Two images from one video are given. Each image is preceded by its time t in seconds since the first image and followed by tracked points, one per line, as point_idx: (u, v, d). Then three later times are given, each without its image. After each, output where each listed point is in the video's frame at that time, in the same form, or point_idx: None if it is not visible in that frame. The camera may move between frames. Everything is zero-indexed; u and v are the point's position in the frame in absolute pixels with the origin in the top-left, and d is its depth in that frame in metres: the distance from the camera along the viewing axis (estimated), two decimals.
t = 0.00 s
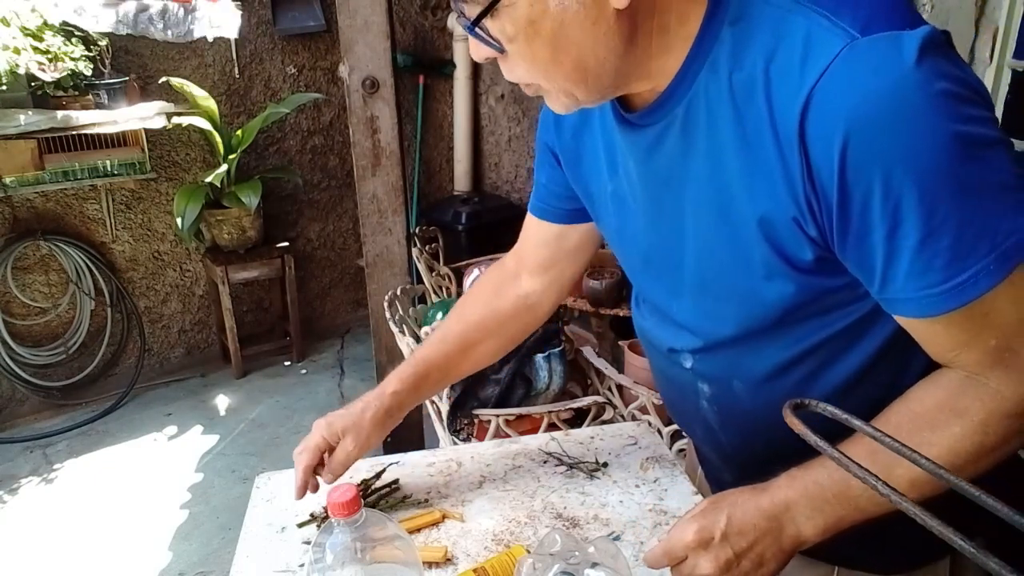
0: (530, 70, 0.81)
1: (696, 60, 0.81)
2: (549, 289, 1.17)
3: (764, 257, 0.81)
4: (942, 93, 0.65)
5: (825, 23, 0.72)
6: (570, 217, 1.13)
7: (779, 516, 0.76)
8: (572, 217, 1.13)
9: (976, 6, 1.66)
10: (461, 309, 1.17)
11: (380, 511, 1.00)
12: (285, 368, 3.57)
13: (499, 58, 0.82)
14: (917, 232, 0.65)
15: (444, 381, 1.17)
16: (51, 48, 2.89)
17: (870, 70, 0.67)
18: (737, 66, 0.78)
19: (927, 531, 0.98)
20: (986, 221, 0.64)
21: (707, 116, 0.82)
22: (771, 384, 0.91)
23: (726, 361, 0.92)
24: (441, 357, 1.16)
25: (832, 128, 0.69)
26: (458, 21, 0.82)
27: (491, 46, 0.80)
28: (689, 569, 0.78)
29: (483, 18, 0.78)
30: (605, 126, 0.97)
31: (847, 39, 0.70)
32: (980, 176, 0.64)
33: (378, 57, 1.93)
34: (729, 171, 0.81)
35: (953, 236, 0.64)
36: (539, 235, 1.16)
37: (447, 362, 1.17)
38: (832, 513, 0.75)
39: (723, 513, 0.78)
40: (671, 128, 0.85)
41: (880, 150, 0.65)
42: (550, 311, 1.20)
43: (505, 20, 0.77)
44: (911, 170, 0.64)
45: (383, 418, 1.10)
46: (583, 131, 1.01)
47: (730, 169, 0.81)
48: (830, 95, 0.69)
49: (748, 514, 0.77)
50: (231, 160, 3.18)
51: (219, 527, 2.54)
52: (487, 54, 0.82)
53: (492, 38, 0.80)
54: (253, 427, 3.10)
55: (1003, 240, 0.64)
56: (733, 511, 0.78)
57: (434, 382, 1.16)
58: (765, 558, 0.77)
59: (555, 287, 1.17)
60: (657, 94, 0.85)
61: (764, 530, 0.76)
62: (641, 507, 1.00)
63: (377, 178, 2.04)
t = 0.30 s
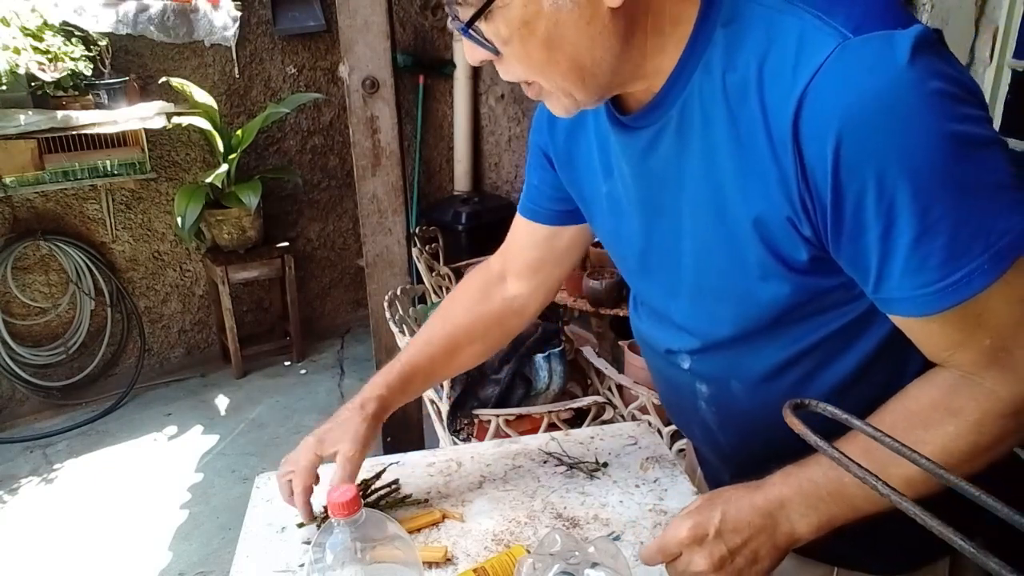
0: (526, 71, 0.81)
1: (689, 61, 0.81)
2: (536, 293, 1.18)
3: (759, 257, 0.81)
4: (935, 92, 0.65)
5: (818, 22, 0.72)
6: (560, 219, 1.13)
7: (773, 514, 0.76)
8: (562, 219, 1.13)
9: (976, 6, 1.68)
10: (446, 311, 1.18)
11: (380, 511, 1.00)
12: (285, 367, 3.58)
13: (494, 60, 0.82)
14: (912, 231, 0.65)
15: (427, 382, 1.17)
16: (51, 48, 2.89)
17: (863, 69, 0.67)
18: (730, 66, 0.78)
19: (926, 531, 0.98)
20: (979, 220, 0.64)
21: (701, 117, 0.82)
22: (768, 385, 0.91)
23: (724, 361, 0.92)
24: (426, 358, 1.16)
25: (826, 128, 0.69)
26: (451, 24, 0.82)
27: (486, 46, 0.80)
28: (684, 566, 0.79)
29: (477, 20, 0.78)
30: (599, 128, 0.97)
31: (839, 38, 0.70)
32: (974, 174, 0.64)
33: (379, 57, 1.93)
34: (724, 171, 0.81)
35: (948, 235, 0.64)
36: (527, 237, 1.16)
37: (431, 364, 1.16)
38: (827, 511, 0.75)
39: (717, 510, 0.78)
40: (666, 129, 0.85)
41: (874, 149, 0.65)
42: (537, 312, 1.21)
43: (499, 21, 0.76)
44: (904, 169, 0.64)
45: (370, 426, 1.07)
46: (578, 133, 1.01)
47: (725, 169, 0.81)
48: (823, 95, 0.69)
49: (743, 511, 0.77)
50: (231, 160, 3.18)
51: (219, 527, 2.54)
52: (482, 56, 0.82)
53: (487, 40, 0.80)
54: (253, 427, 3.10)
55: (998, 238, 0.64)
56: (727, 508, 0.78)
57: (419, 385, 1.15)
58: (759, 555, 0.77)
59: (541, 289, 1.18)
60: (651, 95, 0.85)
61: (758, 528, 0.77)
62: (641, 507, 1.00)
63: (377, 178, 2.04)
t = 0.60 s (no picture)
0: (524, 76, 0.81)
1: (686, 64, 0.81)
2: (530, 295, 1.18)
3: (754, 260, 0.82)
4: (930, 97, 0.65)
5: (814, 27, 0.72)
6: (554, 221, 1.13)
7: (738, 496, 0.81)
8: (555, 222, 1.13)
9: (976, 7, 1.71)
10: (442, 313, 1.18)
11: (380, 510, 1.00)
12: (284, 367, 3.57)
13: (491, 64, 0.82)
14: (897, 237, 0.66)
15: (424, 386, 1.17)
16: (51, 48, 2.88)
17: (858, 74, 0.67)
18: (728, 70, 0.78)
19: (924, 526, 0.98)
20: (966, 228, 0.64)
21: (699, 119, 0.81)
22: (768, 386, 0.91)
23: (724, 364, 0.92)
24: (421, 360, 1.16)
25: (818, 131, 0.69)
26: (449, 29, 0.82)
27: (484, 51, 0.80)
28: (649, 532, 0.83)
29: (475, 25, 0.78)
30: (597, 131, 0.97)
31: (835, 41, 0.70)
32: (963, 181, 0.65)
33: (379, 57, 1.93)
34: (721, 176, 0.81)
35: (933, 242, 0.65)
36: (522, 239, 1.16)
37: (428, 365, 1.17)
38: (788, 500, 0.79)
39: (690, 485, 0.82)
40: (664, 132, 0.85)
41: (865, 154, 0.66)
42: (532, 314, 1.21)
43: (497, 26, 0.77)
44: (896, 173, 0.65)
45: (371, 427, 1.08)
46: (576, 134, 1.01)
47: (722, 172, 0.81)
48: (818, 99, 0.69)
49: (710, 490, 0.82)
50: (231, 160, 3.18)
51: (219, 527, 2.54)
52: (480, 60, 0.83)
53: (485, 44, 0.80)
54: (253, 427, 3.10)
55: (981, 246, 0.64)
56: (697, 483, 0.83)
57: (416, 387, 1.16)
58: (719, 532, 0.81)
59: (536, 291, 1.18)
60: (649, 98, 0.85)
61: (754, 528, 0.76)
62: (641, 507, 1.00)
63: (377, 178, 2.04)
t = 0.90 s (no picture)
0: (524, 85, 0.84)
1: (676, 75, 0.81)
2: (542, 293, 1.18)
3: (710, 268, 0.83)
4: (884, 125, 0.66)
5: (794, 42, 0.73)
6: (565, 219, 1.13)
7: (568, 462, 0.88)
8: (568, 219, 1.13)
9: (976, 7, 1.76)
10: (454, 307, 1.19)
11: (379, 511, 1.00)
12: (285, 367, 3.57)
13: (493, 73, 0.86)
14: (802, 257, 0.70)
15: (433, 380, 1.18)
16: (51, 48, 2.88)
17: (817, 95, 0.68)
18: (709, 82, 0.79)
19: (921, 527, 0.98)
20: (870, 258, 0.68)
21: (680, 128, 0.82)
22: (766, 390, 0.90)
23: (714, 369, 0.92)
24: (429, 354, 1.18)
25: (770, 145, 0.71)
26: (452, 41, 0.86)
27: (483, 60, 0.84)
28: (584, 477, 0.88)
29: (475, 36, 0.81)
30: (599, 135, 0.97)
31: (806, 60, 0.71)
32: (887, 215, 0.67)
33: (379, 57, 1.93)
34: (691, 185, 0.82)
35: (832, 266, 0.69)
36: (535, 238, 1.16)
37: (436, 358, 1.18)
38: (611, 475, 0.86)
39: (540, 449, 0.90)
40: (654, 140, 0.85)
41: (803, 173, 0.68)
42: (545, 312, 1.22)
43: (497, 36, 0.80)
44: (827, 197, 0.67)
45: (375, 410, 1.12)
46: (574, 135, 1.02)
47: (693, 182, 0.82)
48: (783, 115, 0.70)
49: (548, 450, 0.89)
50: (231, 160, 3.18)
51: (219, 527, 2.54)
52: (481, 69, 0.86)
53: (486, 55, 0.84)
54: (253, 427, 3.10)
55: (875, 278, 0.68)
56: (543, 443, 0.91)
57: (424, 381, 1.17)
58: (549, 490, 0.88)
59: (551, 287, 1.18)
60: (644, 104, 0.85)
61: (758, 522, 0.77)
62: (642, 507, 1.00)
63: (377, 178, 2.04)
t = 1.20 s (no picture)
0: (512, 86, 0.86)
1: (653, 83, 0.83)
2: (567, 291, 1.18)
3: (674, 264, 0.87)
4: (827, 131, 0.68)
5: (752, 48, 0.75)
6: (577, 216, 1.13)
7: (483, 459, 0.91)
8: (579, 217, 1.14)
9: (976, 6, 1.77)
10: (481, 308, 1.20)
11: (378, 510, 1.01)
12: (285, 368, 3.57)
13: (482, 76, 0.88)
14: (721, 251, 0.73)
15: (458, 379, 1.20)
16: (51, 48, 2.88)
17: (761, 101, 0.71)
18: (676, 87, 0.81)
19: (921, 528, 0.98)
20: (785, 261, 0.71)
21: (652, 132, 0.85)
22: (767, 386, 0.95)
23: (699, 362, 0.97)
24: (452, 353, 1.19)
25: (716, 145, 0.74)
26: (442, 43, 0.88)
27: (471, 61, 0.86)
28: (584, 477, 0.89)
29: (463, 38, 0.83)
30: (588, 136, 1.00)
31: (761, 68, 0.73)
32: (808, 220, 0.69)
33: (378, 56, 1.93)
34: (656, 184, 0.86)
35: (746, 263, 0.72)
36: (553, 238, 1.17)
37: (458, 358, 1.19)
38: (519, 467, 0.89)
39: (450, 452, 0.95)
40: (632, 143, 0.88)
41: (735, 172, 0.71)
42: (572, 313, 1.21)
43: (485, 38, 0.82)
44: (753, 197, 0.70)
45: (396, 405, 1.15)
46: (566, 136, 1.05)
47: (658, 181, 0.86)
48: (732, 116, 0.73)
49: (464, 449, 0.93)
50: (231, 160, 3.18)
51: (219, 527, 2.54)
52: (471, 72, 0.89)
53: (474, 57, 0.86)
54: (253, 427, 3.10)
55: (785, 280, 0.71)
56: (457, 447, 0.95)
57: (447, 379, 1.19)
58: (468, 488, 0.91)
59: (575, 286, 1.18)
60: (625, 105, 0.88)
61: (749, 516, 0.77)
62: (642, 507, 1.00)
63: (377, 178, 2.04)
